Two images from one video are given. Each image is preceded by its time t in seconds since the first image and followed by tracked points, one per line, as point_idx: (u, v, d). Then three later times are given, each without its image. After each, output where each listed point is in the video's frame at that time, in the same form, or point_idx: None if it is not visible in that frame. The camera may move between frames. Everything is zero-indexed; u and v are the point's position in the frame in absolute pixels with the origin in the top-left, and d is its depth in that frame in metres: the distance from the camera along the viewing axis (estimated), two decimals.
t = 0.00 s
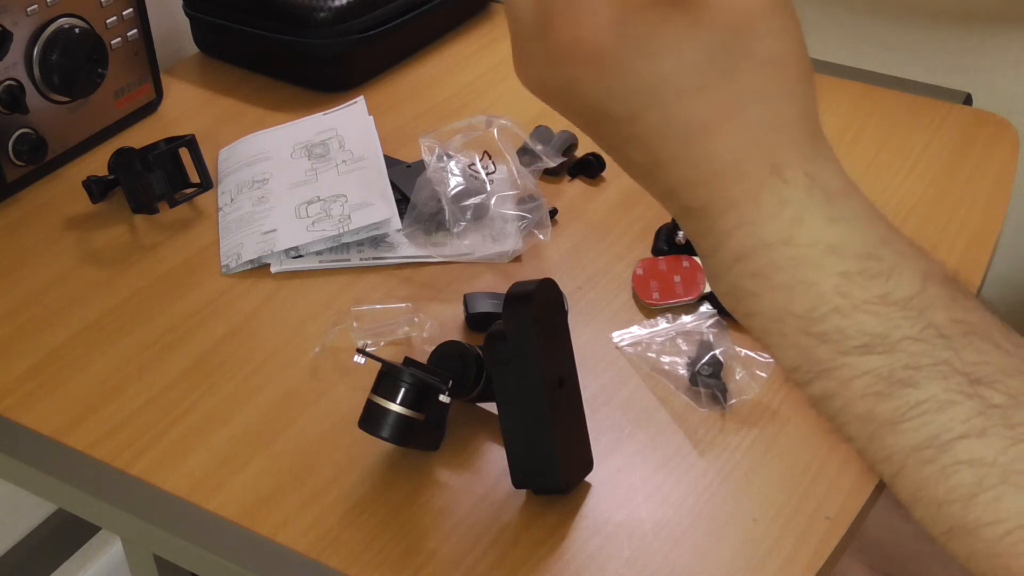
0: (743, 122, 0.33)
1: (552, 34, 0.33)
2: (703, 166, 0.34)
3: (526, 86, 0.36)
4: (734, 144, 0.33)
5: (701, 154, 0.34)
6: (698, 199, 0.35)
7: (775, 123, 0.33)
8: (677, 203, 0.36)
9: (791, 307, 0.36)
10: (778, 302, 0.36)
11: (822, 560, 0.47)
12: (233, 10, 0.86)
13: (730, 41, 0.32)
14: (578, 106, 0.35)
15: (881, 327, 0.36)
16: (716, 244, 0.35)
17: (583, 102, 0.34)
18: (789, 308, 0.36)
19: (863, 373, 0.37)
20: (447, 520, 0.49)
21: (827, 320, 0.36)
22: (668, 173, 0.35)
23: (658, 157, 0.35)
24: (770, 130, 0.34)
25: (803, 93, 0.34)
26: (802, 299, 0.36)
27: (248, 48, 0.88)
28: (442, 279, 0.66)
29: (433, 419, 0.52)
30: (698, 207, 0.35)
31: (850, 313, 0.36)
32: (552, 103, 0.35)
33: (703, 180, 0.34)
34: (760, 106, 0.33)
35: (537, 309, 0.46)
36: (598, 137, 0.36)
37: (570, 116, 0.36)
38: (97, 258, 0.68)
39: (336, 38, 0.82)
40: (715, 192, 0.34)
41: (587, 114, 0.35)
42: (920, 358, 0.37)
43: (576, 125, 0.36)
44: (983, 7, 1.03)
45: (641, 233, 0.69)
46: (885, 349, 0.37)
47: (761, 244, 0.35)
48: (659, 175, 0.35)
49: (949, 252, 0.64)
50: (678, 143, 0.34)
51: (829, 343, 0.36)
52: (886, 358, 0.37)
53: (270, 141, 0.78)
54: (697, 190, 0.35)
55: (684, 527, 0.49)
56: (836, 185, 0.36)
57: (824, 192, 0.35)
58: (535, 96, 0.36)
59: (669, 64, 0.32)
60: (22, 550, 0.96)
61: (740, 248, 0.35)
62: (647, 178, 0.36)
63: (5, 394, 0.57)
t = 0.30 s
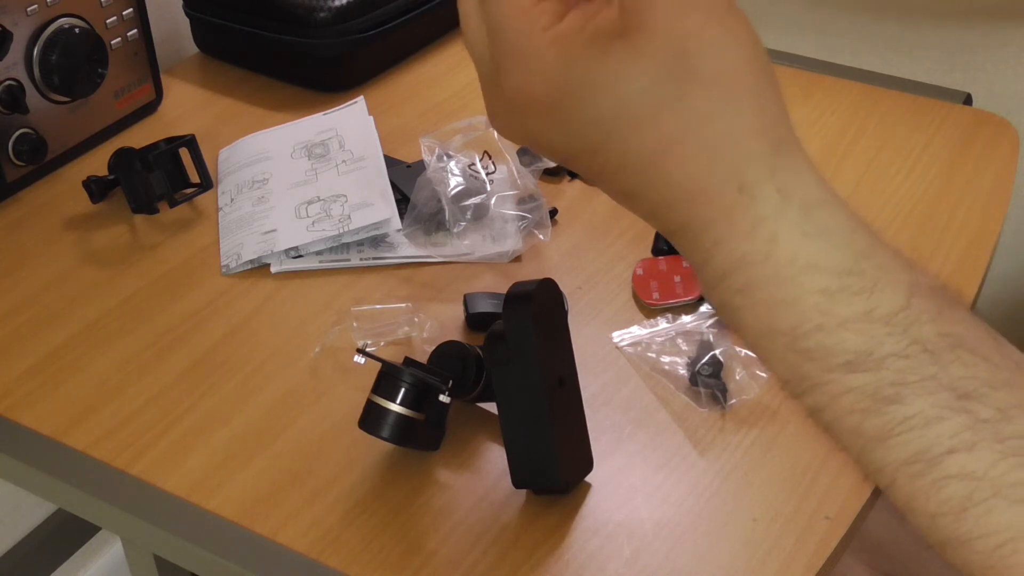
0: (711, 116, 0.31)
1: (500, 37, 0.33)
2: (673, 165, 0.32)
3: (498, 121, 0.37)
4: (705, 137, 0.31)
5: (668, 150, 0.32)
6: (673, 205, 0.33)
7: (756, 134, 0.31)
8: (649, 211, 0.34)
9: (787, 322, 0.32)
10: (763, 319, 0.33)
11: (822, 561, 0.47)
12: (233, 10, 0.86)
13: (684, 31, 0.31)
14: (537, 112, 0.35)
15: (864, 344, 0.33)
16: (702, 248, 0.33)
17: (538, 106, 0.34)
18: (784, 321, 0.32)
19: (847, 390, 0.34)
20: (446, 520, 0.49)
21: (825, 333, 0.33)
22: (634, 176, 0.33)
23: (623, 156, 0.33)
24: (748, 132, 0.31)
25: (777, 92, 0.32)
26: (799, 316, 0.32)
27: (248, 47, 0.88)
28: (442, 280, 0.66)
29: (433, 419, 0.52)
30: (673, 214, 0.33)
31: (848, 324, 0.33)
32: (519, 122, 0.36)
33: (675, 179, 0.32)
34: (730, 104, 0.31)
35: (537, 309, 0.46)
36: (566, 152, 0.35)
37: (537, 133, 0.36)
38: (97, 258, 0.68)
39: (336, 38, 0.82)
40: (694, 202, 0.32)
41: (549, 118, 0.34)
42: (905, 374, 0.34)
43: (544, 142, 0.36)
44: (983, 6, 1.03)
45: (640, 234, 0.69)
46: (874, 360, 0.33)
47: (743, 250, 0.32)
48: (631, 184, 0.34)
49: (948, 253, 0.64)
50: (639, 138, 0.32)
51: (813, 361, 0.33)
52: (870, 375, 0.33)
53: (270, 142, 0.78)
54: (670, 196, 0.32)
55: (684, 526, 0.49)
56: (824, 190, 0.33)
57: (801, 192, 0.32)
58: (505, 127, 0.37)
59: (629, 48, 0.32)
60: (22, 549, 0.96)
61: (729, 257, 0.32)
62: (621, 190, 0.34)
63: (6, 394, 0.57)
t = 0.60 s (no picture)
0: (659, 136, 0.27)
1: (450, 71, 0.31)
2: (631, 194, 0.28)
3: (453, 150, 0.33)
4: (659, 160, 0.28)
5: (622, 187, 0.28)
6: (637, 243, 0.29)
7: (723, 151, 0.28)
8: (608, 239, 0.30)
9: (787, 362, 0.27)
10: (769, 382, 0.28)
11: (822, 561, 0.47)
12: (233, 9, 0.86)
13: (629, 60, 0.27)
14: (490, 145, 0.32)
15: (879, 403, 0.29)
16: (686, 278, 0.28)
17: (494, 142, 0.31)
18: (786, 363, 0.27)
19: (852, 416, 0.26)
20: (447, 519, 0.49)
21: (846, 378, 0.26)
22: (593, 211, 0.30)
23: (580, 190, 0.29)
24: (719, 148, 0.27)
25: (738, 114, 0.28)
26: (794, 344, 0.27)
27: (248, 47, 0.88)
28: (442, 279, 0.66)
29: (433, 419, 0.52)
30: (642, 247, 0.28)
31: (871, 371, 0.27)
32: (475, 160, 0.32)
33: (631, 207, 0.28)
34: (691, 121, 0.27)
35: (537, 309, 0.46)
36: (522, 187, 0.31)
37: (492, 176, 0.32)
38: (97, 258, 0.68)
39: (336, 38, 0.82)
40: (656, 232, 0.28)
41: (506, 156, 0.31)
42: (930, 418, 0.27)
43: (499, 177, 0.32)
44: (983, 7, 1.03)
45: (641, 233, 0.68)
46: (903, 402, 0.26)
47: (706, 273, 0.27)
48: (594, 217, 0.30)
49: (948, 253, 0.64)
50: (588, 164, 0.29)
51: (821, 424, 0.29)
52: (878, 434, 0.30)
53: (270, 142, 0.78)
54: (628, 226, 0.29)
55: (684, 526, 0.49)
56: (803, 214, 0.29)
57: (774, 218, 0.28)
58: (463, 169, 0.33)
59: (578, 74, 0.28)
60: (22, 549, 0.96)
61: (719, 287, 0.27)
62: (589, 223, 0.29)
63: (6, 394, 0.57)
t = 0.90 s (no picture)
0: (672, 289, 0.35)
1: (462, 211, 0.38)
2: (655, 337, 0.35)
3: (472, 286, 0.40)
4: (685, 315, 0.35)
5: (640, 330, 0.36)
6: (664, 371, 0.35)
7: (739, 306, 0.35)
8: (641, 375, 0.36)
9: (809, 484, 0.35)
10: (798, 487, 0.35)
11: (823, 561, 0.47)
12: (233, 9, 0.86)
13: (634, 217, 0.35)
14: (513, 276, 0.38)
15: (898, 515, 0.35)
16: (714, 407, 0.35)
17: (518, 274, 0.38)
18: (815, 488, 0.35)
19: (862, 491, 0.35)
20: (447, 519, 0.49)
21: (856, 492, 0.35)
22: (616, 341, 0.36)
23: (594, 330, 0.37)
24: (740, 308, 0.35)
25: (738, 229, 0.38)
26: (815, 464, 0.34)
27: (248, 48, 0.88)
28: (442, 280, 0.66)
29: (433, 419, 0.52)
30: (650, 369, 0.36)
31: (873, 478, 0.35)
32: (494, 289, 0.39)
33: (652, 343, 0.36)
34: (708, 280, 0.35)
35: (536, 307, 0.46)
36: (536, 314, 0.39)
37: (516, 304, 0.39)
38: (97, 258, 0.68)
39: (336, 38, 0.82)
40: (677, 374, 0.35)
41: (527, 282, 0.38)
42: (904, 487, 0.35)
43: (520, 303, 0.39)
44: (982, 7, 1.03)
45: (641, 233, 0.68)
46: (893, 493, 0.35)
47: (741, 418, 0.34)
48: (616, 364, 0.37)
49: (949, 252, 0.64)
50: (618, 306, 0.36)
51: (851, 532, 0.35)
52: (906, 546, 0.35)
53: (270, 141, 0.78)
54: (650, 363, 0.36)
55: (684, 526, 0.49)
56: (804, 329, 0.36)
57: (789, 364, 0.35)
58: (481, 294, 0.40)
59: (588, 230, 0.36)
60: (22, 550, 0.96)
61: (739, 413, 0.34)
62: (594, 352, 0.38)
63: (6, 394, 0.57)
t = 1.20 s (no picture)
0: (699, 428, 0.41)
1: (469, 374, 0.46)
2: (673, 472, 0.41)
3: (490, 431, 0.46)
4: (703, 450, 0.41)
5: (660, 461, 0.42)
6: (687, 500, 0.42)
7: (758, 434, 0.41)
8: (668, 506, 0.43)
9: None
10: None
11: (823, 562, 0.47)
12: (233, 10, 0.86)
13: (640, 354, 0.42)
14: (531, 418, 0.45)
15: None
16: (728, 530, 0.42)
17: (540, 423, 0.44)
18: None
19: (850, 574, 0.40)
20: (447, 519, 0.49)
21: None
22: (637, 476, 0.43)
23: (619, 472, 0.43)
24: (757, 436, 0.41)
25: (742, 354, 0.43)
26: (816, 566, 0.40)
27: (248, 48, 0.88)
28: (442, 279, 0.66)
29: (433, 419, 0.52)
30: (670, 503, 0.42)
31: None
32: (514, 439, 0.45)
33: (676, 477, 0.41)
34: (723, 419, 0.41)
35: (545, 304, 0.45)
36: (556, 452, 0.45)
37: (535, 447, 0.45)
38: (97, 257, 0.68)
39: (336, 38, 0.83)
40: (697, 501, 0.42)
41: (544, 429, 0.44)
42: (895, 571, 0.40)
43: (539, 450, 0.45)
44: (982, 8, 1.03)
45: (641, 232, 0.68)
46: None
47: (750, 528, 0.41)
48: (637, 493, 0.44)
49: (949, 253, 0.64)
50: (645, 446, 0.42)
51: None
52: None
53: (270, 141, 0.78)
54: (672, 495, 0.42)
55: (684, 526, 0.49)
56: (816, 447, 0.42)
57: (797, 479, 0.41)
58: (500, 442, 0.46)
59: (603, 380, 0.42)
60: (22, 549, 0.96)
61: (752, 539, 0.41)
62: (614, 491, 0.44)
63: (6, 394, 0.57)
